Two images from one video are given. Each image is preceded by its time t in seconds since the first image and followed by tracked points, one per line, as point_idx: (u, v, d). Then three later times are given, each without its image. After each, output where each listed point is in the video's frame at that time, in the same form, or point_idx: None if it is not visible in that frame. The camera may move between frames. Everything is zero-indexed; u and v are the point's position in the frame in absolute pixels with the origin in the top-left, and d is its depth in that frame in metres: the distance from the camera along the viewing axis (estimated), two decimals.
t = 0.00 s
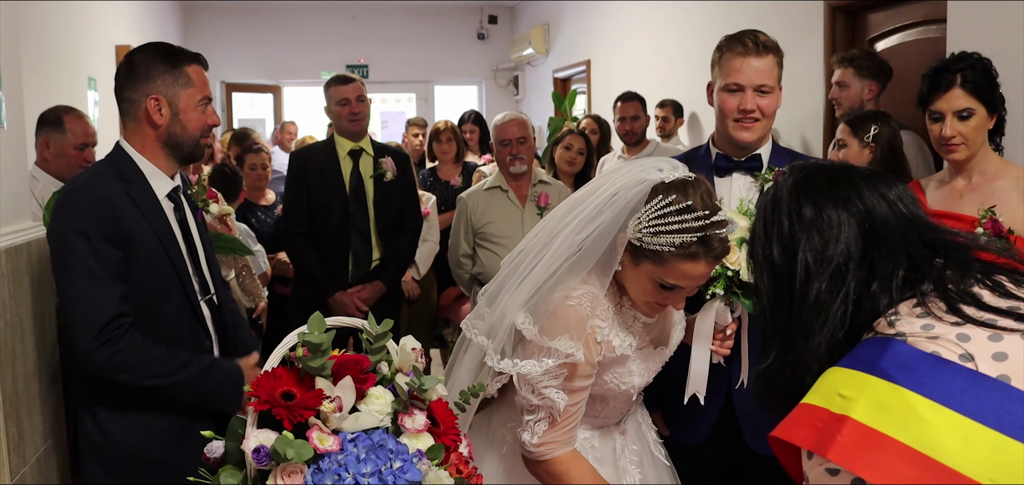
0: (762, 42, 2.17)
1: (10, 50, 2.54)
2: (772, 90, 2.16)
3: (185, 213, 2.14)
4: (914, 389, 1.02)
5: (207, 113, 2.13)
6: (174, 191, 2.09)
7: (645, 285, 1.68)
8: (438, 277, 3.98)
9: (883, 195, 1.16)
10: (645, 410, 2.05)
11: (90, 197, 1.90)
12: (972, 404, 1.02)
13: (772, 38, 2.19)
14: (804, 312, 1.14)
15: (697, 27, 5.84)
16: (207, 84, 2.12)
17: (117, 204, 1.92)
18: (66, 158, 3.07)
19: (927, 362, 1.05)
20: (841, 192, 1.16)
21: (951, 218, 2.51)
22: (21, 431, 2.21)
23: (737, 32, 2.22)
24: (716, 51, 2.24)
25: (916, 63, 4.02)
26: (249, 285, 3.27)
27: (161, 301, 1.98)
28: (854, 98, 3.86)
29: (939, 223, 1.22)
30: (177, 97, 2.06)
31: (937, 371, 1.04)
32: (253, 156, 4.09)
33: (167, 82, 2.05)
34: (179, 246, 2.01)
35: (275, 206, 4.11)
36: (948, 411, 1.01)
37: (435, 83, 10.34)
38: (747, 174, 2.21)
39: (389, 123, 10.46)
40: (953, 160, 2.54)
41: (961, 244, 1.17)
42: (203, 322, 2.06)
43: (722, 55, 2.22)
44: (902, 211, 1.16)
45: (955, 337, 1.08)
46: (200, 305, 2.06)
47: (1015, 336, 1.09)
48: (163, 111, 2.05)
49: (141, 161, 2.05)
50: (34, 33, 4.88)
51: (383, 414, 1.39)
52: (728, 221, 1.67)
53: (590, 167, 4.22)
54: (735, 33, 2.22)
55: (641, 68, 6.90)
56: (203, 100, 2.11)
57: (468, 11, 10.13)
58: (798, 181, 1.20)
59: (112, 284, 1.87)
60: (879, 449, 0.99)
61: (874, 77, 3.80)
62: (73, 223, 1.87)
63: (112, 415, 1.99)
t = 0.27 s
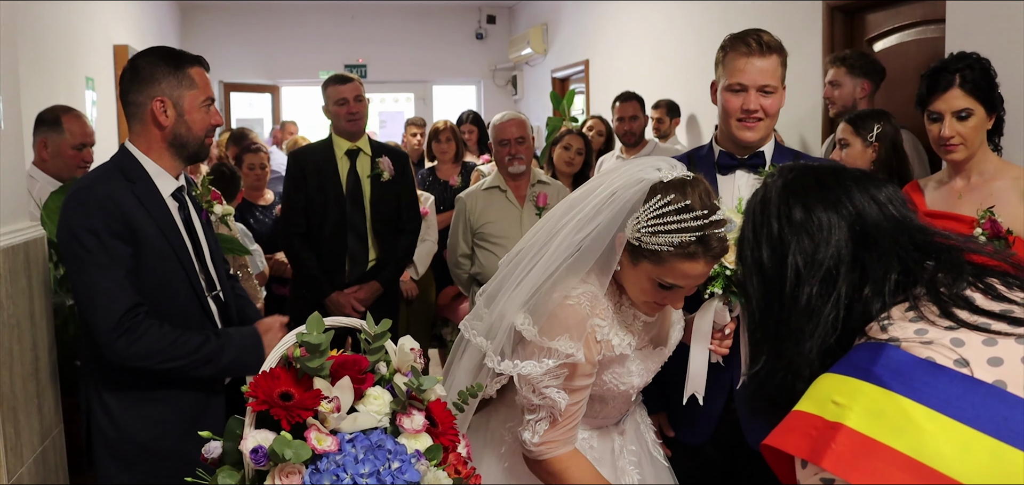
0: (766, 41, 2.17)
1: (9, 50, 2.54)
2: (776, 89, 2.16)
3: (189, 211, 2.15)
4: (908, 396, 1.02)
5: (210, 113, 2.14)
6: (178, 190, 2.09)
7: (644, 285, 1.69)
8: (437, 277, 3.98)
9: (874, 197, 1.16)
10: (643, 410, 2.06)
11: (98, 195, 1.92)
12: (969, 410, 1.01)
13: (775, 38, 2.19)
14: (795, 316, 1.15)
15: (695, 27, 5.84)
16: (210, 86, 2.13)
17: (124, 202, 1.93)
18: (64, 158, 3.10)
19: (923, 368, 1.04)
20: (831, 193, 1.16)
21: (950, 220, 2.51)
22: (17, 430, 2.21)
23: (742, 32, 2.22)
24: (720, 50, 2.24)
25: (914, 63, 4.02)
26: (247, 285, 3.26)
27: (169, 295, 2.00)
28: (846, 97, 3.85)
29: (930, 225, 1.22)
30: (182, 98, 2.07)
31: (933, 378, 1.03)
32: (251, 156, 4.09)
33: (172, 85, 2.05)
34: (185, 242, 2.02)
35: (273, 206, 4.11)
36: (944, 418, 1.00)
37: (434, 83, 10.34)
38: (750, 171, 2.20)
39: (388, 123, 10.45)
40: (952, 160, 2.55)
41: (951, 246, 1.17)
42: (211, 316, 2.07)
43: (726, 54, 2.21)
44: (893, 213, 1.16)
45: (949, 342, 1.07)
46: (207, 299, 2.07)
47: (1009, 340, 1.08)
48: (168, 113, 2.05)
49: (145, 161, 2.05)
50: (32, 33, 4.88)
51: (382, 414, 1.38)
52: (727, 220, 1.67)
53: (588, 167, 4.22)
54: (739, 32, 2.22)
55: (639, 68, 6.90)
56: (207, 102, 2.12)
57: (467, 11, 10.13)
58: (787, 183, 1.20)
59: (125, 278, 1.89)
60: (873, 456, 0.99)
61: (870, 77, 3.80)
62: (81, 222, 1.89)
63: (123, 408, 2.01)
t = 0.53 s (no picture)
0: (764, 32, 2.16)
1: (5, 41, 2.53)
2: (775, 80, 2.14)
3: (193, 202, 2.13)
4: (898, 399, 0.98)
5: (214, 105, 2.14)
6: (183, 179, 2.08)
7: (635, 258, 1.67)
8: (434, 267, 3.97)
9: (868, 192, 1.12)
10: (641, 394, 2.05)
11: (108, 181, 1.92)
12: (959, 414, 0.97)
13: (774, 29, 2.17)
14: (787, 314, 1.09)
15: (694, 18, 5.82)
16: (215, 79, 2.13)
17: (134, 187, 1.94)
18: (60, 149, 3.10)
19: (911, 370, 1.00)
20: (824, 186, 1.11)
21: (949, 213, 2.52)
22: (14, 421, 2.20)
23: (740, 23, 2.20)
24: (719, 41, 2.23)
25: (914, 55, 4.00)
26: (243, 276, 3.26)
27: (179, 279, 2.00)
28: (842, 88, 3.84)
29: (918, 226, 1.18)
30: (187, 89, 2.07)
31: (922, 380, 0.99)
32: (248, 147, 4.07)
33: (178, 76, 2.05)
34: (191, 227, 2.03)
35: (270, 197, 4.14)
36: (935, 421, 0.96)
37: (431, 74, 10.31)
38: (750, 160, 2.19)
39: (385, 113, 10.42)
40: (950, 152, 2.54)
41: (943, 248, 1.13)
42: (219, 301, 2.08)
43: (725, 45, 2.20)
44: (887, 212, 1.11)
45: (938, 343, 1.03)
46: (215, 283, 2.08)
47: (998, 340, 1.03)
48: (174, 102, 2.04)
49: (149, 149, 2.04)
50: (28, 23, 4.85)
51: (379, 405, 1.37)
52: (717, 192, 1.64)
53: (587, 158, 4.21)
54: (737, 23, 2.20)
55: (637, 60, 6.88)
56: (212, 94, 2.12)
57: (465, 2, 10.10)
58: (783, 174, 1.15)
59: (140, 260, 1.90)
60: (864, 461, 0.95)
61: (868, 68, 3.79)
62: (95, 208, 1.89)
63: (137, 391, 2.00)
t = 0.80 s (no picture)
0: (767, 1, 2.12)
1: None
2: (779, 51, 2.12)
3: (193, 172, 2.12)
4: (897, 382, 0.92)
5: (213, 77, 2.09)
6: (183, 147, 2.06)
7: (600, 193, 1.68)
8: (433, 236, 3.96)
9: (852, 184, 1.03)
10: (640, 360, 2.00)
11: (105, 148, 1.91)
12: (960, 395, 0.92)
13: None
14: (768, 310, 1.01)
15: None
16: (212, 50, 2.08)
17: (131, 157, 1.92)
18: (57, 117, 3.08)
19: (908, 352, 0.95)
20: (807, 176, 1.03)
21: (950, 185, 2.53)
22: (14, 389, 2.21)
23: None
24: (722, 11, 2.20)
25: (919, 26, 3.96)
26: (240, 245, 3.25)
27: (175, 250, 1.99)
28: (846, 61, 3.81)
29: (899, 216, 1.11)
30: (181, 60, 2.03)
31: (919, 362, 0.94)
32: (246, 116, 4.04)
33: (172, 46, 2.02)
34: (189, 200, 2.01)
35: (268, 166, 4.09)
36: (937, 402, 0.91)
37: (429, 43, 10.23)
38: (752, 131, 2.17)
39: (383, 83, 10.33)
40: (954, 123, 2.52)
41: (933, 244, 1.05)
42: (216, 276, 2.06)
43: (728, 15, 2.17)
44: (874, 207, 1.03)
45: (934, 326, 0.98)
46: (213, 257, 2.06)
47: (993, 323, 1.00)
48: (166, 72, 2.02)
49: (148, 116, 2.03)
50: None
51: (379, 376, 1.37)
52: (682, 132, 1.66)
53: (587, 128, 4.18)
54: None
55: (637, 29, 6.83)
56: (207, 65, 2.07)
57: None
58: (768, 163, 1.06)
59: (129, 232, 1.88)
60: (865, 448, 0.89)
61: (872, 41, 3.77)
62: (91, 174, 1.88)
63: (128, 361, 2.01)
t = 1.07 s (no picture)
0: None
1: None
2: (777, 41, 2.11)
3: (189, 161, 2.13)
4: (873, 394, 0.93)
5: (201, 69, 2.06)
6: (176, 136, 2.07)
7: (569, 171, 1.66)
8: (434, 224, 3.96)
9: (811, 184, 1.08)
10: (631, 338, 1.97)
11: (88, 133, 1.93)
12: (936, 403, 0.93)
13: None
14: (735, 327, 1.06)
15: None
16: (199, 40, 2.05)
17: (113, 142, 1.94)
18: (55, 104, 3.07)
19: (881, 362, 0.96)
20: (765, 179, 1.07)
21: (950, 174, 2.53)
22: (14, 376, 2.22)
23: None
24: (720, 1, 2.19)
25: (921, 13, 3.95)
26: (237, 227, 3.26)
27: (158, 237, 2.00)
28: (851, 50, 3.80)
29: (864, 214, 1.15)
30: (161, 51, 2.02)
31: (894, 372, 0.95)
32: (244, 103, 4.05)
33: (153, 35, 2.02)
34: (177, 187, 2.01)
35: (268, 153, 4.09)
36: (913, 412, 0.92)
37: (429, 30, 10.19)
38: (752, 120, 2.17)
39: (383, 70, 10.28)
40: (954, 112, 2.52)
41: (892, 240, 1.09)
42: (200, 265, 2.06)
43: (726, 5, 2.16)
44: (833, 206, 1.08)
45: (907, 333, 1.00)
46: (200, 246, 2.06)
47: (965, 326, 1.02)
48: (149, 61, 2.04)
49: (143, 103, 2.05)
50: None
51: (379, 364, 1.37)
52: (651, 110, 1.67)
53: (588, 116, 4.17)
54: None
55: (638, 16, 6.80)
56: (191, 57, 2.04)
57: None
58: (723, 168, 1.10)
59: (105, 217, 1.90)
60: (845, 464, 0.89)
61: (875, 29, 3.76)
62: (70, 162, 1.91)
63: (110, 346, 2.04)
